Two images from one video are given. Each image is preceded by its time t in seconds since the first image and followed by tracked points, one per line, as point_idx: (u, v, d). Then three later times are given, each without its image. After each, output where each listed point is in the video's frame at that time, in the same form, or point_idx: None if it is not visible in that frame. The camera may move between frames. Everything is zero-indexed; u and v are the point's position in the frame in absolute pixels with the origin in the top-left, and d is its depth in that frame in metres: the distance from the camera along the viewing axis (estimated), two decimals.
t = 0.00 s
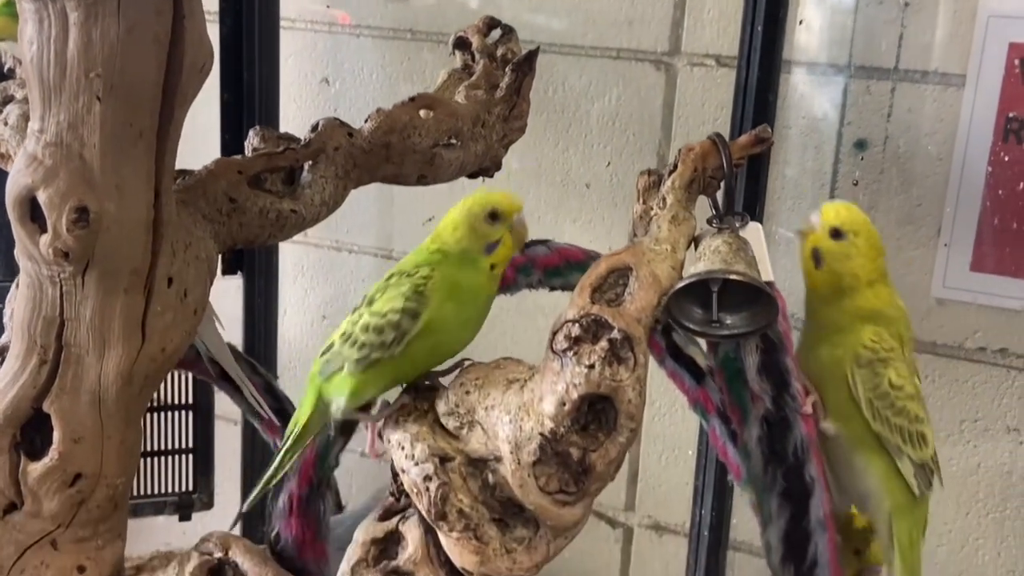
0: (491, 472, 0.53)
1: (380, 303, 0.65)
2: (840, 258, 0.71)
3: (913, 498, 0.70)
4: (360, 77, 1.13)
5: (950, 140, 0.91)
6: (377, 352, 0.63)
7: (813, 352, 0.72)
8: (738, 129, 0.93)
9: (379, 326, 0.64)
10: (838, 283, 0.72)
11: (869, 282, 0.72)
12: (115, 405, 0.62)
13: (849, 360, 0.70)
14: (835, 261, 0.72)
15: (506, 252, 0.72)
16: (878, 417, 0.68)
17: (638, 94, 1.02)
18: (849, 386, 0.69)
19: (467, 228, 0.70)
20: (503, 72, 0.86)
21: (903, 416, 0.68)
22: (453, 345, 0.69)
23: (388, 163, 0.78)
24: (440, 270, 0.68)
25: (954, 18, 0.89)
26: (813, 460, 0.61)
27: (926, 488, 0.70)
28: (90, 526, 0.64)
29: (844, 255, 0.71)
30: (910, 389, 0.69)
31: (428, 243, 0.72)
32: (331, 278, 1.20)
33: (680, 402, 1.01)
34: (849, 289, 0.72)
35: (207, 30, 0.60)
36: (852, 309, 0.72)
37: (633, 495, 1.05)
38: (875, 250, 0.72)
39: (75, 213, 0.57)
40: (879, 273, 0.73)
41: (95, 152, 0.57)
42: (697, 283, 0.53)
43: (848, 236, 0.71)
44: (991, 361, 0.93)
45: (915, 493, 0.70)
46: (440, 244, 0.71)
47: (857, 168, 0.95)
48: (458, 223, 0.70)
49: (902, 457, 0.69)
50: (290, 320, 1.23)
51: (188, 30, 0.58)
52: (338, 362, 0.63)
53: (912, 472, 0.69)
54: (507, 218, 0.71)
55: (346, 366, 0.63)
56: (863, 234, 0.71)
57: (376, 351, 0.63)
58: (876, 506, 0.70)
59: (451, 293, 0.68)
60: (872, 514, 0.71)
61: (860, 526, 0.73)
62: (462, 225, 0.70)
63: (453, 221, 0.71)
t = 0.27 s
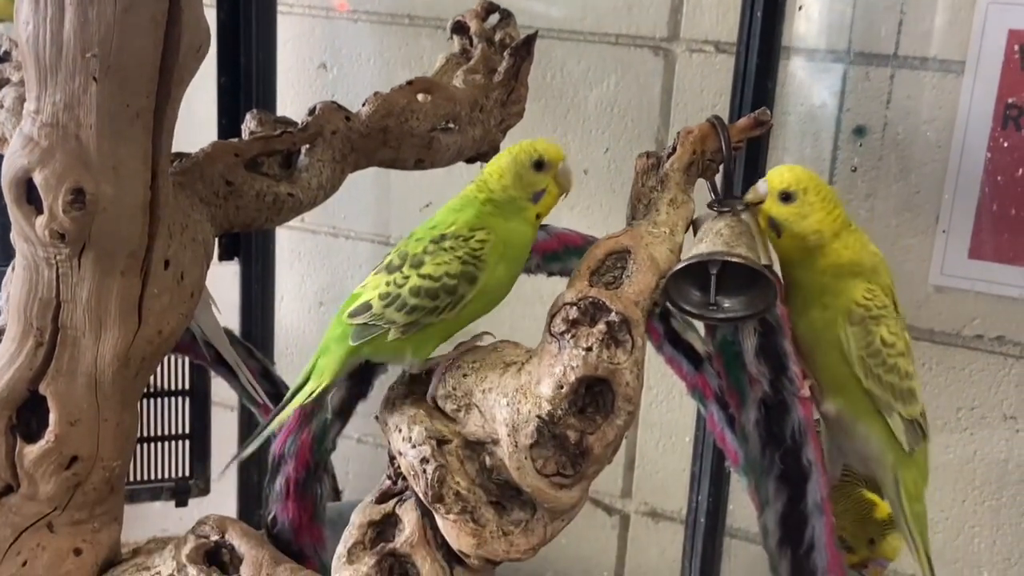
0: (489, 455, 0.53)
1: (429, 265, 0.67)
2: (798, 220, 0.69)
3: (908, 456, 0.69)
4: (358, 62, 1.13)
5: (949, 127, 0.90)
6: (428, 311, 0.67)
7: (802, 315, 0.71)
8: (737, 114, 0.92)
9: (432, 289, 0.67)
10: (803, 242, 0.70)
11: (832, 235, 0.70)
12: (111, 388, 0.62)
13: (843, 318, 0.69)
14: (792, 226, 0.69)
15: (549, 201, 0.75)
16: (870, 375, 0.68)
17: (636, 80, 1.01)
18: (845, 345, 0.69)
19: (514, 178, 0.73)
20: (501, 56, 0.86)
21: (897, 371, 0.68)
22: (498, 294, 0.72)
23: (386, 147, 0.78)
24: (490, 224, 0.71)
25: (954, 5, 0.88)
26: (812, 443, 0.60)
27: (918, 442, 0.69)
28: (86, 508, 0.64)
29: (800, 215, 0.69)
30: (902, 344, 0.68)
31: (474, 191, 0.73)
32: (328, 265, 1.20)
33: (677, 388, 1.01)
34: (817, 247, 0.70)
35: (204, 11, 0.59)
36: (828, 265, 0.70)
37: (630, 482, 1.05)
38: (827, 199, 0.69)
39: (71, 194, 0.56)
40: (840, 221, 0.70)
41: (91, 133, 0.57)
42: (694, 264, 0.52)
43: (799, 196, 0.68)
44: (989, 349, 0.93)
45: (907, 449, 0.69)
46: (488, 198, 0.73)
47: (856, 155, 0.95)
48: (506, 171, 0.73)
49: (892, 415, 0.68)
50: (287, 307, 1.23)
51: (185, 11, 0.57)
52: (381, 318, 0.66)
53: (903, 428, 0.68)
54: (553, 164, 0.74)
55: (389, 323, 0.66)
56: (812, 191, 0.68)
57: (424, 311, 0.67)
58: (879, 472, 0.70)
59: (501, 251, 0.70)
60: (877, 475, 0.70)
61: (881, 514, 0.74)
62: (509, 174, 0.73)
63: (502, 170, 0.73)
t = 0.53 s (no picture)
0: (486, 446, 0.53)
1: (418, 258, 0.67)
2: (793, 194, 0.66)
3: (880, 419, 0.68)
4: (356, 53, 1.12)
5: (948, 119, 0.90)
6: (421, 304, 0.65)
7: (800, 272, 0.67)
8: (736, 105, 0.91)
9: (422, 281, 0.65)
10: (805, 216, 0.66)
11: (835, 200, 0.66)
12: (109, 378, 0.62)
13: (841, 292, 0.64)
14: (783, 198, 0.67)
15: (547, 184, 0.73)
16: (861, 349, 0.65)
17: (635, 72, 1.01)
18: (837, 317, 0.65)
19: (514, 162, 0.71)
20: (498, 47, 0.85)
21: (888, 345, 0.65)
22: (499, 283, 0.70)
23: (384, 138, 0.77)
24: (483, 212, 0.69)
25: None
26: (808, 435, 0.61)
27: (899, 409, 0.68)
28: (84, 498, 0.64)
29: (793, 189, 0.66)
30: (897, 319, 0.65)
31: (471, 182, 0.72)
32: (326, 255, 1.20)
33: (674, 380, 1.02)
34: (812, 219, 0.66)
35: None
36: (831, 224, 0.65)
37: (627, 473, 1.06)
38: (826, 171, 0.66)
39: (69, 184, 0.56)
40: (841, 186, 0.67)
41: (89, 123, 0.57)
42: (706, 250, 0.55)
43: (789, 172, 0.66)
44: (986, 342, 0.93)
45: (881, 416, 0.68)
46: (487, 184, 0.72)
47: (855, 147, 0.95)
48: (504, 157, 0.71)
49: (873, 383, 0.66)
50: (284, 298, 1.23)
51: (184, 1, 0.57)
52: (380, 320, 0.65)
53: (881, 396, 0.66)
54: (553, 151, 0.73)
55: (387, 323, 0.65)
56: (804, 163, 0.66)
57: (418, 305, 0.65)
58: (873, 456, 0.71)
59: (489, 235, 0.69)
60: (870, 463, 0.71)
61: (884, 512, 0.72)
62: (509, 159, 0.71)
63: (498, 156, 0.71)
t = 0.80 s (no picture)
0: (485, 440, 0.53)
1: (446, 221, 0.69)
2: (823, 135, 0.70)
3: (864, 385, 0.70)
4: (355, 47, 1.12)
5: (948, 114, 0.90)
6: (450, 266, 0.67)
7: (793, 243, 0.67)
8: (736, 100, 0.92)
9: (451, 241, 0.68)
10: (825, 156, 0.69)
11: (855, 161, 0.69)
12: (108, 371, 0.62)
13: (845, 269, 0.65)
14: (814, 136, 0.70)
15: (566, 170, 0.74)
16: (859, 325, 0.66)
17: (635, 66, 1.01)
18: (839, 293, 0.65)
19: (534, 146, 0.77)
20: (498, 41, 0.85)
21: (881, 320, 0.67)
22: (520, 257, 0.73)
23: (384, 131, 0.77)
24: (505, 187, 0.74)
25: None
26: (808, 430, 0.61)
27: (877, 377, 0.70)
28: (83, 491, 0.64)
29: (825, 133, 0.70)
30: (894, 296, 0.66)
31: (491, 157, 0.78)
32: (325, 249, 1.20)
33: (673, 374, 1.02)
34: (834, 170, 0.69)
35: None
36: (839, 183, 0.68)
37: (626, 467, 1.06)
38: (864, 122, 0.69)
39: (67, 176, 0.56)
40: (869, 147, 0.70)
41: (88, 116, 0.56)
42: (690, 256, 0.53)
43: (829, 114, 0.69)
44: (985, 337, 0.93)
45: (867, 384, 0.69)
46: (507, 162, 0.77)
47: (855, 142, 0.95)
48: (525, 139, 0.78)
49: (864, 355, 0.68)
50: (284, 292, 1.23)
51: None
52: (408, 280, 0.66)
53: (870, 368, 0.68)
54: (573, 134, 0.78)
55: (416, 285, 0.66)
56: (840, 106, 0.69)
57: (446, 266, 0.67)
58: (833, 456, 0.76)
59: (515, 209, 0.73)
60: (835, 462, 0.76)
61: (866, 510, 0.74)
62: (531, 142, 0.77)
63: (521, 138, 0.78)
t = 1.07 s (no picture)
0: (484, 436, 0.53)
1: (466, 223, 0.65)
2: (814, 102, 0.73)
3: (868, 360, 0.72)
4: (356, 43, 1.12)
5: (948, 112, 0.90)
6: (473, 270, 0.64)
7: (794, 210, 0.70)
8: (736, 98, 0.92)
9: (473, 246, 0.64)
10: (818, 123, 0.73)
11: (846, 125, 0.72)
12: (108, 366, 0.62)
13: (848, 236, 0.68)
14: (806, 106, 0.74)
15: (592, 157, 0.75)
16: (862, 291, 0.68)
17: (636, 63, 1.01)
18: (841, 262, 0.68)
19: (556, 138, 0.75)
20: (499, 37, 0.85)
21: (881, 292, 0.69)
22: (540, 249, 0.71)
23: (384, 128, 0.77)
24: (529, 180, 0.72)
25: None
26: (807, 427, 0.61)
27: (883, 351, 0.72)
28: (82, 487, 0.64)
29: (818, 99, 0.73)
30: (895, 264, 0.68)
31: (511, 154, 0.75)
32: (325, 245, 1.20)
33: (673, 371, 1.02)
34: (827, 136, 0.73)
35: None
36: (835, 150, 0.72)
37: (626, 464, 1.06)
38: (852, 87, 0.73)
39: (68, 172, 0.56)
40: (860, 111, 0.73)
41: (88, 112, 0.56)
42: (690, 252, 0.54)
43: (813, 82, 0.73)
44: (985, 335, 0.93)
45: (873, 360, 0.71)
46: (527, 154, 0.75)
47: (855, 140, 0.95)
48: (545, 131, 0.75)
49: (868, 326, 0.69)
50: (283, 288, 1.23)
51: None
52: (430, 287, 0.62)
53: (875, 339, 0.70)
54: (593, 126, 0.76)
55: (439, 292, 0.63)
56: (830, 75, 0.72)
57: (469, 270, 0.64)
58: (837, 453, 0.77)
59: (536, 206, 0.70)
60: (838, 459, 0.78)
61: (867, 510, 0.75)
62: (552, 134, 0.75)
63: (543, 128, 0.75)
